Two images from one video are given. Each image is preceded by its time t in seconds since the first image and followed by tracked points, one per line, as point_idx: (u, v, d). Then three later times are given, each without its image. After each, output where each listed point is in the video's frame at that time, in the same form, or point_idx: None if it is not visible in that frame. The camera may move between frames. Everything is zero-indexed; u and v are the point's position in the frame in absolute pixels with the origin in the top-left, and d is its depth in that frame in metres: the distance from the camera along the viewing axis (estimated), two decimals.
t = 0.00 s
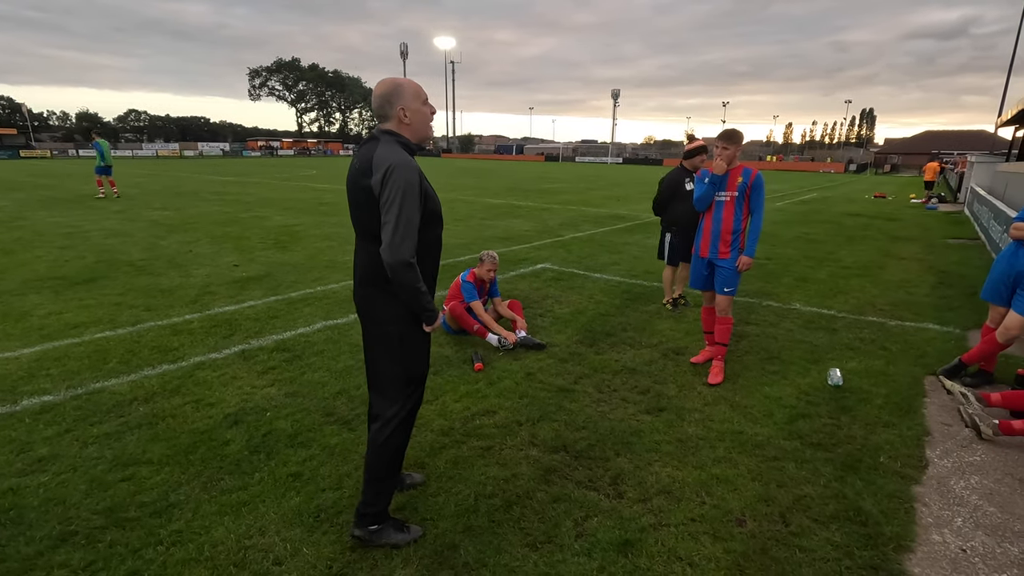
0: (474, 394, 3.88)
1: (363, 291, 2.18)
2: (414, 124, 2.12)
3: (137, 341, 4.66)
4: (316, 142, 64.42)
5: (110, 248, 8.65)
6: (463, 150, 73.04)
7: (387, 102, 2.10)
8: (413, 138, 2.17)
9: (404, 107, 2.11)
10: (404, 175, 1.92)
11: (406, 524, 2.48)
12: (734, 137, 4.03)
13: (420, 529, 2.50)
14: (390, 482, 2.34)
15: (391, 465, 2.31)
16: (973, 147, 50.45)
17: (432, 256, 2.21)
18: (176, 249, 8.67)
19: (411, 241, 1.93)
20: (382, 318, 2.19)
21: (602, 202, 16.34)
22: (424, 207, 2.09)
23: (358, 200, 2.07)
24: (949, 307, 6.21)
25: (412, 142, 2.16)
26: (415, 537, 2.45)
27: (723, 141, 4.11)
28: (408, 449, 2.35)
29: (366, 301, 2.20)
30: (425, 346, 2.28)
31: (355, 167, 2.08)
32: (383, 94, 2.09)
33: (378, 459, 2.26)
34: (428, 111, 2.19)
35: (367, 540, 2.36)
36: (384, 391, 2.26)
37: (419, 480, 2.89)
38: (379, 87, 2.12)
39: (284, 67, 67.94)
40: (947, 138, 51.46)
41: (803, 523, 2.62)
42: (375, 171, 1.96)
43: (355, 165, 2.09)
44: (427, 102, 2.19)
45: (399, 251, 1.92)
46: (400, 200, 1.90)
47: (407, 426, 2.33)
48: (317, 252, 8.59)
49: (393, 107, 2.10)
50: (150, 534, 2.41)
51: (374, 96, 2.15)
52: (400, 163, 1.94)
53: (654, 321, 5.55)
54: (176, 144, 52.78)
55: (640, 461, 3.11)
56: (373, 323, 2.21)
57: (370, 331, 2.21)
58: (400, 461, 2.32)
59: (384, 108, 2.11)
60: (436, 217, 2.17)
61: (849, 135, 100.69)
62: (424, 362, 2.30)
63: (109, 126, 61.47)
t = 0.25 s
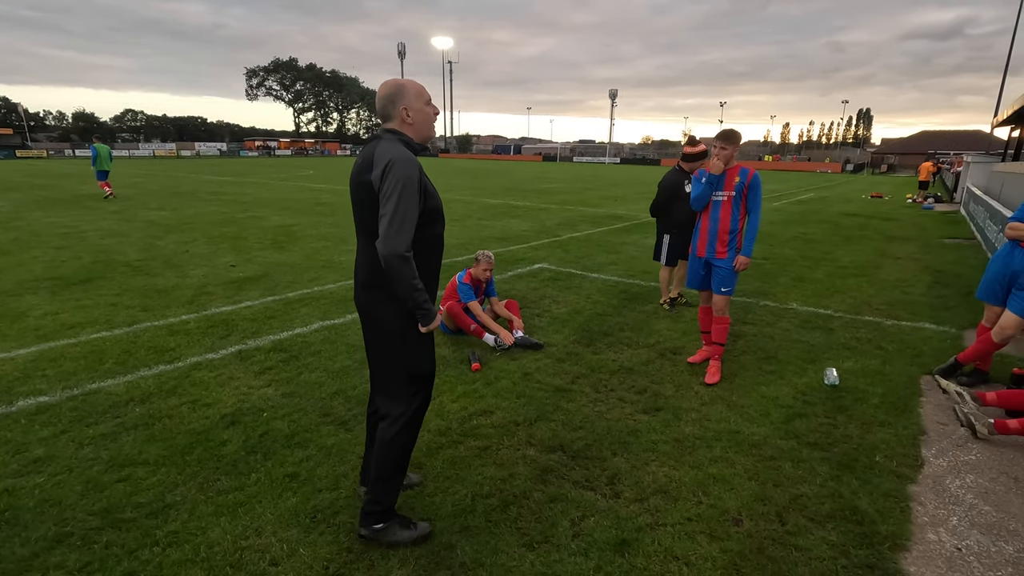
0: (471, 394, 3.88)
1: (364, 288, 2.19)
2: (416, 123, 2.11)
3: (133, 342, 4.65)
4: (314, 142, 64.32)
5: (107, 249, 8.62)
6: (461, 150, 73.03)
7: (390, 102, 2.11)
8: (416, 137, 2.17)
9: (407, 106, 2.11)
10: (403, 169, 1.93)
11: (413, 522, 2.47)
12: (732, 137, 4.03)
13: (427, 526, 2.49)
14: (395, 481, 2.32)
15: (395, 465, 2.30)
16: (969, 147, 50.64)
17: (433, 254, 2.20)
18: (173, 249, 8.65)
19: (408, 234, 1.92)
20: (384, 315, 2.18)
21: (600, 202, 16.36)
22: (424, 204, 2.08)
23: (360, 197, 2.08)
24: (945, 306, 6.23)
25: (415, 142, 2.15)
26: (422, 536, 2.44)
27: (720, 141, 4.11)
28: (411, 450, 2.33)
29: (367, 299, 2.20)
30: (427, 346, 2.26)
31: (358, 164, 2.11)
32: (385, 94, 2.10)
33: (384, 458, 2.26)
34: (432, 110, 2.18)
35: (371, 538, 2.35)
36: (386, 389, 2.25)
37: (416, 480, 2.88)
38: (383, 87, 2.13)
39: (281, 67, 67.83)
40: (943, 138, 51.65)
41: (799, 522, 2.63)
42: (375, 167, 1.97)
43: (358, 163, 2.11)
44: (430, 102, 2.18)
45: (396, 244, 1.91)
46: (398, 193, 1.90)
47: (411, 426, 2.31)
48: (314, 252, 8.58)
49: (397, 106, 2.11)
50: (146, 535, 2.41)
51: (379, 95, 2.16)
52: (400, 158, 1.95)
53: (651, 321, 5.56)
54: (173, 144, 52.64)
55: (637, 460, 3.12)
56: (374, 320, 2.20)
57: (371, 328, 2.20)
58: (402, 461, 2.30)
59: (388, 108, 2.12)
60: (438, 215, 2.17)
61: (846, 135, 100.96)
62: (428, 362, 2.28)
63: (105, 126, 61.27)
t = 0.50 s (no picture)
0: (468, 394, 3.87)
1: (367, 290, 2.16)
2: (427, 123, 2.11)
3: (129, 342, 4.63)
4: (312, 142, 64.21)
5: (103, 249, 8.59)
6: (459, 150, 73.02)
7: (401, 102, 2.09)
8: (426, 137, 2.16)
9: (418, 106, 2.10)
10: (406, 169, 1.91)
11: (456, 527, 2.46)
12: (730, 137, 4.04)
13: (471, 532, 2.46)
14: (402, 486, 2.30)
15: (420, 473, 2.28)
16: (965, 147, 50.84)
17: (439, 258, 2.17)
18: (170, 249, 8.62)
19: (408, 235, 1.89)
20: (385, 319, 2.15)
21: (598, 202, 16.37)
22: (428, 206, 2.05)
23: (365, 197, 2.08)
24: (942, 306, 6.24)
25: (424, 142, 2.14)
26: (467, 541, 2.42)
27: (718, 141, 4.11)
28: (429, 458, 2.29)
29: (370, 302, 2.18)
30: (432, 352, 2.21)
31: (366, 164, 2.10)
32: (397, 93, 2.08)
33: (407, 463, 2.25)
34: (442, 111, 2.18)
35: (416, 545, 2.36)
36: (390, 395, 2.22)
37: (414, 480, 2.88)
38: (392, 86, 2.11)
39: (279, 66, 67.72)
40: (939, 139, 51.84)
41: (796, 521, 2.63)
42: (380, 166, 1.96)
43: (365, 163, 2.11)
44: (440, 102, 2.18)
45: (394, 244, 1.88)
46: (399, 193, 1.88)
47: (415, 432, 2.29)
48: (311, 252, 8.56)
49: (408, 105, 2.10)
50: (142, 536, 2.40)
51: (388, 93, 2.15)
52: (404, 158, 1.93)
53: (648, 321, 5.57)
54: (169, 143, 52.54)
55: (634, 460, 3.12)
56: (375, 322, 2.18)
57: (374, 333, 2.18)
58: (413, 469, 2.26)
59: (398, 106, 2.10)
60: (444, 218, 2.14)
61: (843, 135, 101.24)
62: (433, 367, 2.24)
63: (102, 125, 61.08)
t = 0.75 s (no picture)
0: (464, 394, 3.86)
1: (376, 296, 2.14)
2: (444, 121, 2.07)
3: (122, 343, 4.59)
4: (306, 141, 63.99)
5: (95, 249, 8.53)
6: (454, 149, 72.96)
7: (419, 96, 2.03)
8: (440, 135, 2.11)
9: (436, 103, 2.05)
10: (414, 174, 1.86)
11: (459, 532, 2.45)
12: (725, 138, 4.03)
13: (474, 536, 2.45)
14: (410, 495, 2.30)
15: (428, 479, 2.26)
16: (957, 147, 51.18)
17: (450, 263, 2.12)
18: (163, 249, 8.57)
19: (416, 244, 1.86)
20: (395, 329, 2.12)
21: (593, 202, 16.39)
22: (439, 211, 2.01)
23: (375, 202, 2.05)
24: (935, 305, 6.28)
25: (437, 139, 2.10)
26: (470, 546, 2.40)
27: (714, 141, 4.09)
28: (441, 464, 2.27)
29: (380, 310, 2.15)
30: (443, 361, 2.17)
31: (375, 168, 2.07)
32: (415, 87, 2.01)
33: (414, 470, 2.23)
34: (456, 108, 2.15)
35: (419, 545, 2.35)
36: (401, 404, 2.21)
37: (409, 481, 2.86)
38: (410, 79, 2.03)
39: (273, 66, 67.48)
40: (932, 139, 52.18)
41: (791, 520, 2.64)
42: (388, 171, 1.93)
43: (376, 166, 2.08)
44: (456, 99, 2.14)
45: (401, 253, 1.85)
46: (407, 200, 1.84)
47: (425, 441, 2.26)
48: (306, 252, 8.53)
49: (426, 102, 2.03)
50: (134, 539, 2.38)
51: (402, 84, 2.06)
52: (412, 162, 1.89)
53: (644, 320, 5.57)
54: (163, 143, 52.24)
55: (630, 460, 3.12)
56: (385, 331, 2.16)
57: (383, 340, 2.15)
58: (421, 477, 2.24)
59: (415, 102, 2.03)
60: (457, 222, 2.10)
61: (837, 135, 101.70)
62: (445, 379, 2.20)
63: (94, 125, 60.67)
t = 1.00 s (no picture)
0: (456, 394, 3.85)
1: (381, 300, 2.07)
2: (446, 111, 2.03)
3: (109, 345, 4.54)
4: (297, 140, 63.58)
5: (82, 249, 8.43)
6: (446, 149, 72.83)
7: (420, 84, 1.99)
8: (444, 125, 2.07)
9: (438, 91, 2.02)
10: (418, 173, 1.76)
11: (451, 533, 2.42)
12: (717, 137, 4.05)
13: (467, 537, 2.44)
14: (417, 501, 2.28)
15: (423, 483, 2.25)
16: (944, 146, 51.75)
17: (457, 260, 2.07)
18: (151, 249, 8.48)
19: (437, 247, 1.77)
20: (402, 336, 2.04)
21: (585, 201, 16.42)
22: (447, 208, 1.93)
23: (377, 203, 1.94)
24: (923, 302, 6.34)
25: (441, 130, 2.06)
26: (462, 547, 2.38)
27: (706, 140, 4.12)
28: (440, 466, 2.26)
29: (387, 317, 2.07)
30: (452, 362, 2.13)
31: (374, 170, 1.95)
32: (416, 74, 1.97)
33: (414, 470, 2.21)
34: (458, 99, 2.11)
35: (411, 547, 2.32)
36: (411, 411, 2.15)
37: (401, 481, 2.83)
38: (409, 67, 2.00)
39: (263, 65, 67.03)
40: (920, 138, 52.73)
41: (783, 517, 2.65)
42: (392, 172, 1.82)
43: (374, 165, 1.97)
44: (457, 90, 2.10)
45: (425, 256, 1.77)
46: (420, 200, 1.75)
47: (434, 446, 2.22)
48: (296, 252, 8.47)
49: (429, 90, 2.00)
50: (122, 543, 2.35)
51: (403, 73, 2.01)
52: (414, 159, 1.78)
53: (636, 319, 5.58)
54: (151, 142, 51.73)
55: (622, 459, 3.12)
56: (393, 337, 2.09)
57: (389, 347, 2.09)
58: (425, 480, 2.23)
59: (418, 90, 2.00)
60: (462, 213, 2.03)
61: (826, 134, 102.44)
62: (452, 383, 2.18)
63: (81, 124, 59.97)
